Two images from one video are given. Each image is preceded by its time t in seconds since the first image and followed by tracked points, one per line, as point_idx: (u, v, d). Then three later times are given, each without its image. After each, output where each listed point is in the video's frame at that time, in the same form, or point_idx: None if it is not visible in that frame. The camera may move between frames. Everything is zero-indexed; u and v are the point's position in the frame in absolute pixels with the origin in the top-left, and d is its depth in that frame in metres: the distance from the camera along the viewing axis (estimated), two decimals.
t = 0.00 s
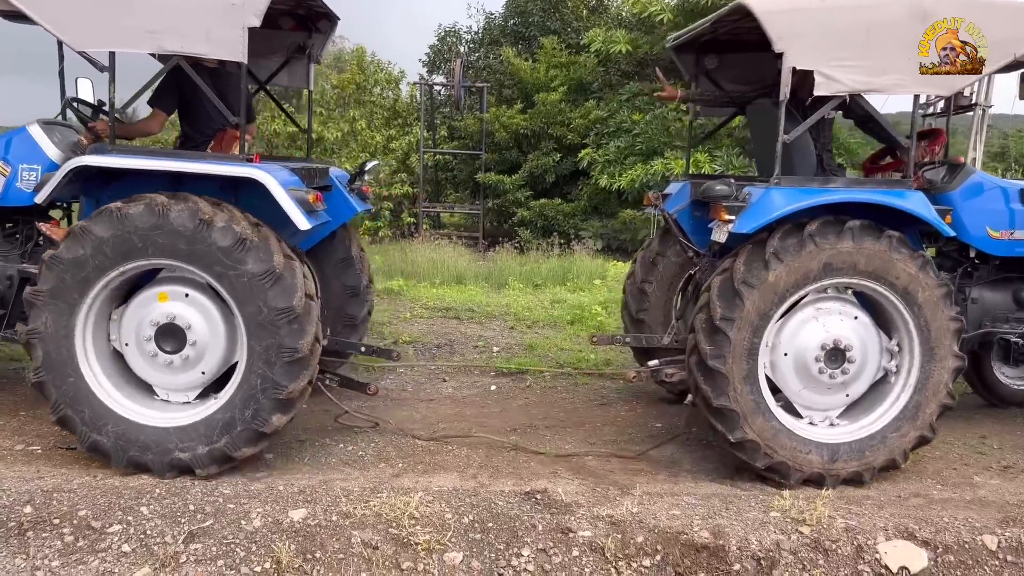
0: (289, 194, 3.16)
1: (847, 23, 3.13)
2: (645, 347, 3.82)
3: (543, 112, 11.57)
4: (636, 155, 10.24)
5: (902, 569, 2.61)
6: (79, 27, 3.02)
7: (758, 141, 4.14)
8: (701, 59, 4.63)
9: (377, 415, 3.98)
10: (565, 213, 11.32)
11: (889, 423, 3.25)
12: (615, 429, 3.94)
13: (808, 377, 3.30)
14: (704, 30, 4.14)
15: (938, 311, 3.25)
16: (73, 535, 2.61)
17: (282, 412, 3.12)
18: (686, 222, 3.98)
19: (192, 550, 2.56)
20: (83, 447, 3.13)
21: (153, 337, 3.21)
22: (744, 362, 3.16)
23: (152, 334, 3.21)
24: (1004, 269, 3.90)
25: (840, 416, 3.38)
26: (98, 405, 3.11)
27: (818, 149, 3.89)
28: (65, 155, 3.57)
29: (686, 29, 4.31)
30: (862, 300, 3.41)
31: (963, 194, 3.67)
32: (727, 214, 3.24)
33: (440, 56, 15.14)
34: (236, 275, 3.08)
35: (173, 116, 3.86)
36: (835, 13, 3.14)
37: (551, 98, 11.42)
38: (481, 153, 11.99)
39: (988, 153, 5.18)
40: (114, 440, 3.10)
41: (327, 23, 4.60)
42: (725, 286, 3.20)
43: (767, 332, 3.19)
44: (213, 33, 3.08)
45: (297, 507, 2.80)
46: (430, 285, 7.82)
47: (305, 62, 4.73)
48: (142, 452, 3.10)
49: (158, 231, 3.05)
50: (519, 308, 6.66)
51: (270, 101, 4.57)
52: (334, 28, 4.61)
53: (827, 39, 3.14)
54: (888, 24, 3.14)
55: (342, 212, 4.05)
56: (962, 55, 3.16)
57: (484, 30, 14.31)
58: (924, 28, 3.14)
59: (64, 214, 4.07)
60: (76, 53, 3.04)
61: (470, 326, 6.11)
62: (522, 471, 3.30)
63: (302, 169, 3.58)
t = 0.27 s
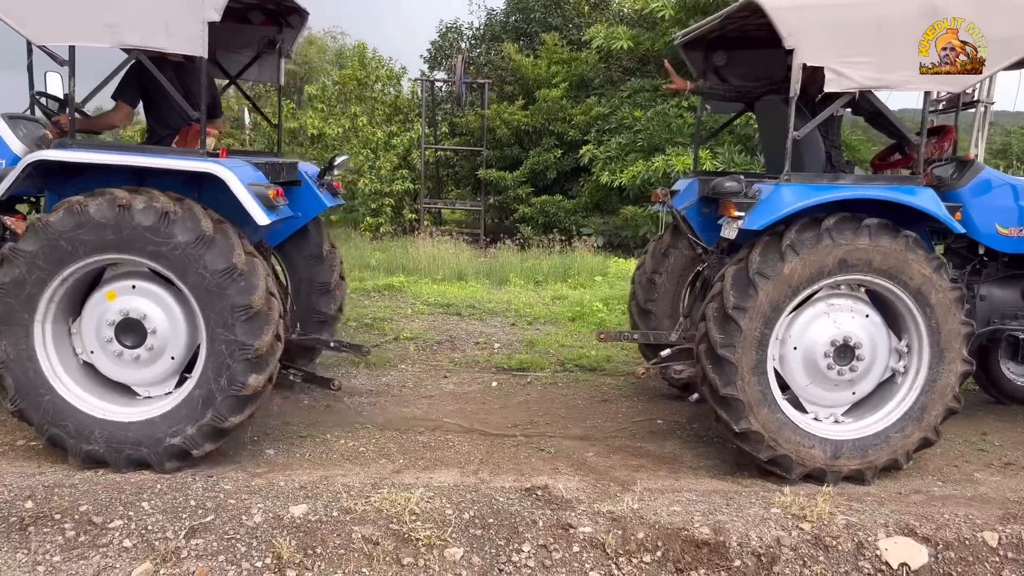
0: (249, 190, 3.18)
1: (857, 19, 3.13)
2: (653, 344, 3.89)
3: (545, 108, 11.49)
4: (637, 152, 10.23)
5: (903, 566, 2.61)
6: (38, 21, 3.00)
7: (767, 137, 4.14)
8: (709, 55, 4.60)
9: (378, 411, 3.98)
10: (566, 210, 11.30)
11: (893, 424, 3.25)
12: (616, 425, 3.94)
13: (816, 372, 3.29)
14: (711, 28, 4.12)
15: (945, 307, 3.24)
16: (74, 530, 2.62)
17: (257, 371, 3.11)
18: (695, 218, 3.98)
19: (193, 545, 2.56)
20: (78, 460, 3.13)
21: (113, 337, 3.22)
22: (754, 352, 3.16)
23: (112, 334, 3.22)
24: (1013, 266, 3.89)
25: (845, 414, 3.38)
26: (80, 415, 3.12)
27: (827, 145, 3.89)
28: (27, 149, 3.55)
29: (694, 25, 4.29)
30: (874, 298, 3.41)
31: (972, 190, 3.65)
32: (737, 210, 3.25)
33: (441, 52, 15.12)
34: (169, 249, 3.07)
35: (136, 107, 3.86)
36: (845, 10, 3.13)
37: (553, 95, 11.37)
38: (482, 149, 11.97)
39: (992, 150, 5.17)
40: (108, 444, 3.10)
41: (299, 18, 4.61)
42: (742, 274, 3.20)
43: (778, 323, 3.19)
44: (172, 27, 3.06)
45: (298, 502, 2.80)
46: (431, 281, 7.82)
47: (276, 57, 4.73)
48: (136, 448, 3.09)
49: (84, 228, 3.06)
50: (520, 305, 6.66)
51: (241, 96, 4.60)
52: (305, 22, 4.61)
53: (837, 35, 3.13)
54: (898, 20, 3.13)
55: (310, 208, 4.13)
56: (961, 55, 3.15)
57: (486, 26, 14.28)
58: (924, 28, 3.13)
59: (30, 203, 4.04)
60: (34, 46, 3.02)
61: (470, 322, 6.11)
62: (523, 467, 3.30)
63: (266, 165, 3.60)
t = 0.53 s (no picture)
0: (203, 182, 3.14)
1: (864, 16, 3.12)
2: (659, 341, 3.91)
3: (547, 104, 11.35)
4: (639, 150, 10.22)
5: (904, 563, 2.60)
6: None
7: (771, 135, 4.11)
8: (716, 52, 4.59)
9: (380, 408, 3.98)
10: (567, 208, 11.29)
11: (897, 423, 3.25)
12: (617, 422, 3.94)
13: (822, 369, 3.29)
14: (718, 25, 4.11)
15: (950, 304, 3.23)
16: (76, 526, 2.62)
17: (216, 325, 3.12)
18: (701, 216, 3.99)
19: (195, 542, 2.56)
20: (77, 464, 3.13)
21: (71, 338, 3.22)
22: (761, 345, 3.15)
23: (68, 335, 3.22)
24: (1019, 264, 3.88)
25: (849, 412, 3.38)
26: (62, 420, 3.12)
27: (833, 142, 3.88)
28: None
29: (699, 22, 4.28)
30: (883, 298, 3.41)
31: (979, 187, 3.65)
32: (744, 207, 3.26)
33: (443, 50, 15.11)
34: (88, 231, 3.07)
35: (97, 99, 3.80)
36: (852, 7, 3.12)
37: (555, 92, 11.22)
38: (484, 146, 11.95)
39: (995, 147, 5.15)
40: (99, 441, 3.09)
41: (263, 10, 4.61)
42: (752, 267, 3.20)
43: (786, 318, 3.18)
44: (127, 21, 3.06)
45: (300, 499, 2.81)
46: (433, 278, 7.82)
47: (243, 51, 4.75)
48: (126, 434, 3.09)
49: (8, 235, 3.08)
50: (521, 302, 6.66)
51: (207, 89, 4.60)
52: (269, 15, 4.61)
53: (845, 33, 3.12)
54: (905, 17, 3.12)
55: (275, 202, 4.17)
56: (962, 55, 3.14)
57: (488, 23, 14.25)
58: (923, 28, 3.12)
59: None
60: None
61: (472, 319, 6.11)
62: (524, 464, 3.30)
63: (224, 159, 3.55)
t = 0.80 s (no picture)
0: (160, 179, 3.14)
1: (869, 14, 3.10)
2: (663, 339, 3.91)
3: (548, 104, 11.40)
4: (641, 148, 10.20)
5: (905, 561, 2.60)
6: None
7: (777, 133, 4.11)
8: (720, 51, 4.58)
9: (381, 406, 3.99)
10: (569, 206, 11.28)
11: (900, 422, 3.25)
12: (618, 421, 3.94)
13: (826, 367, 3.29)
14: (722, 24, 4.11)
15: (955, 303, 3.22)
16: (77, 525, 2.62)
17: (161, 281, 3.14)
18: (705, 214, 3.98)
19: (197, 540, 2.57)
20: (82, 459, 3.14)
21: (31, 341, 3.22)
22: (766, 340, 3.15)
23: (28, 339, 3.22)
24: None
25: (852, 410, 3.38)
26: (46, 419, 3.12)
27: (838, 139, 3.88)
28: None
29: (703, 21, 4.27)
30: (889, 297, 3.41)
31: (983, 186, 3.64)
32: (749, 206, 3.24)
33: (445, 48, 15.10)
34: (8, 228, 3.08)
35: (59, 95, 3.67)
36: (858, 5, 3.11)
37: (556, 90, 11.26)
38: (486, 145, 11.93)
39: (997, 146, 5.14)
40: (89, 429, 3.10)
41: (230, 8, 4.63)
42: (758, 263, 3.20)
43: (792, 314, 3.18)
44: (81, 18, 3.03)
45: (301, 498, 2.81)
46: (434, 277, 7.82)
47: (208, 47, 4.83)
48: (112, 412, 3.10)
49: None
50: (522, 300, 6.65)
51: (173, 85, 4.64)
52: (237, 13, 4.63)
53: (850, 31, 3.11)
54: (910, 15, 3.11)
55: (241, 199, 4.23)
56: (962, 55, 3.14)
57: (489, 21, 14.23)
58: (923, 29, 3.12)
59: None
60: None
61: (473, 318, 6.11)
62: (525, 463, 3.30)
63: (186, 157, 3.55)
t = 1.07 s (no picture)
0: (115, 177, 3.19)
1: (873, 14, 3.10)
2: (666, 339, 3.92)
3: (549, 104, 11.41)
4: (642, 148, 10.20)
5: (907, 561, 2.60)
6: None
7: (780, 133, 4.11)
8: (723, 52, 4.58)
9: (382, 407, 3.99)
10: (570, 205, 11.28)
11: (902, 423, 3.25)
12: (620, 420, 3.95)
13: (830, 366, 3.29)
14: (726, 23, 4.10)
15: (958, 303, 3.22)
16: (80, 525, 2.63)
17: (96, 243, 3.18)
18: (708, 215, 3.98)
19: (200, 540, 2.57)
20: (82, 439, 3.17)
21: None
22: (770, 339, 3.15)
23: None
24: None
25: (855, 410, 3.38)
26: (32, 412, 3.14)
27: (841, 139, 3.88)
28: None
29: (706, 22, 4.28)
30: (893, 297, 3.41)
31: (987, 185, 3.63)
32: (753, 206, 3.24)
33: (446, 48, 15.11)
34: None
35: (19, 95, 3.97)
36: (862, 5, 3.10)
37: (557, 90, 11.27)
38: (487, 144, 11.93)
39: (999, 145, 5.13)
40: (75, 409, 3.12)
41: (196, 7, 4.68)
42: (762, 262, 3.20)
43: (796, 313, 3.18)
44: (37, 17, 3.07)
45: (304, 497, 2.81)
46: (436, 277, 7.83)
47: (177, 47, 4.88)
48: (87, 385, 3.12)
49: None
50: (524, 300, 6.66)
51: (139, 84, 4.77)
52: (202, 11, 4.68)
53: (854, 31, 3.11)
54: (914, 16, 3.11)
55: (209, 197, 4.28)
56: (962, 55, 3.14)
57: (491, 21, 14.23)
58: (924, 29, 3.11)
59: None
60: None
61: (474, 317, 6.11)
62: (527, 462, 3.30)
63: (148, 157, 3.60)
